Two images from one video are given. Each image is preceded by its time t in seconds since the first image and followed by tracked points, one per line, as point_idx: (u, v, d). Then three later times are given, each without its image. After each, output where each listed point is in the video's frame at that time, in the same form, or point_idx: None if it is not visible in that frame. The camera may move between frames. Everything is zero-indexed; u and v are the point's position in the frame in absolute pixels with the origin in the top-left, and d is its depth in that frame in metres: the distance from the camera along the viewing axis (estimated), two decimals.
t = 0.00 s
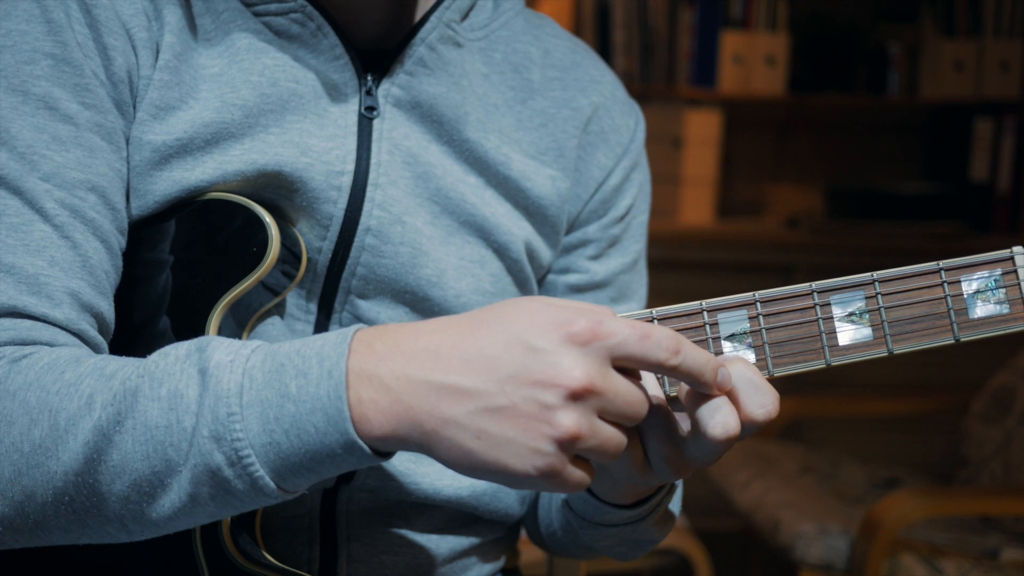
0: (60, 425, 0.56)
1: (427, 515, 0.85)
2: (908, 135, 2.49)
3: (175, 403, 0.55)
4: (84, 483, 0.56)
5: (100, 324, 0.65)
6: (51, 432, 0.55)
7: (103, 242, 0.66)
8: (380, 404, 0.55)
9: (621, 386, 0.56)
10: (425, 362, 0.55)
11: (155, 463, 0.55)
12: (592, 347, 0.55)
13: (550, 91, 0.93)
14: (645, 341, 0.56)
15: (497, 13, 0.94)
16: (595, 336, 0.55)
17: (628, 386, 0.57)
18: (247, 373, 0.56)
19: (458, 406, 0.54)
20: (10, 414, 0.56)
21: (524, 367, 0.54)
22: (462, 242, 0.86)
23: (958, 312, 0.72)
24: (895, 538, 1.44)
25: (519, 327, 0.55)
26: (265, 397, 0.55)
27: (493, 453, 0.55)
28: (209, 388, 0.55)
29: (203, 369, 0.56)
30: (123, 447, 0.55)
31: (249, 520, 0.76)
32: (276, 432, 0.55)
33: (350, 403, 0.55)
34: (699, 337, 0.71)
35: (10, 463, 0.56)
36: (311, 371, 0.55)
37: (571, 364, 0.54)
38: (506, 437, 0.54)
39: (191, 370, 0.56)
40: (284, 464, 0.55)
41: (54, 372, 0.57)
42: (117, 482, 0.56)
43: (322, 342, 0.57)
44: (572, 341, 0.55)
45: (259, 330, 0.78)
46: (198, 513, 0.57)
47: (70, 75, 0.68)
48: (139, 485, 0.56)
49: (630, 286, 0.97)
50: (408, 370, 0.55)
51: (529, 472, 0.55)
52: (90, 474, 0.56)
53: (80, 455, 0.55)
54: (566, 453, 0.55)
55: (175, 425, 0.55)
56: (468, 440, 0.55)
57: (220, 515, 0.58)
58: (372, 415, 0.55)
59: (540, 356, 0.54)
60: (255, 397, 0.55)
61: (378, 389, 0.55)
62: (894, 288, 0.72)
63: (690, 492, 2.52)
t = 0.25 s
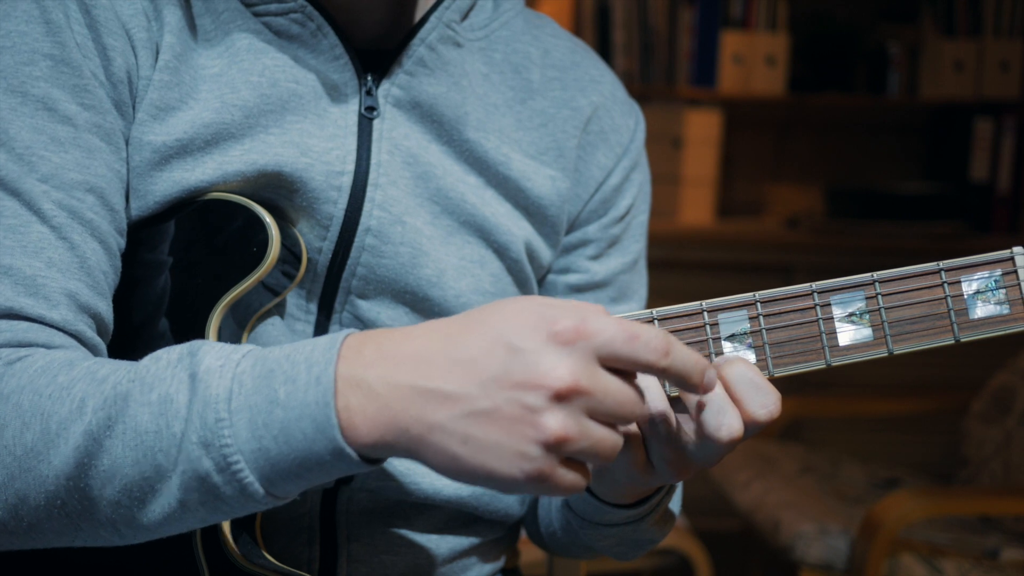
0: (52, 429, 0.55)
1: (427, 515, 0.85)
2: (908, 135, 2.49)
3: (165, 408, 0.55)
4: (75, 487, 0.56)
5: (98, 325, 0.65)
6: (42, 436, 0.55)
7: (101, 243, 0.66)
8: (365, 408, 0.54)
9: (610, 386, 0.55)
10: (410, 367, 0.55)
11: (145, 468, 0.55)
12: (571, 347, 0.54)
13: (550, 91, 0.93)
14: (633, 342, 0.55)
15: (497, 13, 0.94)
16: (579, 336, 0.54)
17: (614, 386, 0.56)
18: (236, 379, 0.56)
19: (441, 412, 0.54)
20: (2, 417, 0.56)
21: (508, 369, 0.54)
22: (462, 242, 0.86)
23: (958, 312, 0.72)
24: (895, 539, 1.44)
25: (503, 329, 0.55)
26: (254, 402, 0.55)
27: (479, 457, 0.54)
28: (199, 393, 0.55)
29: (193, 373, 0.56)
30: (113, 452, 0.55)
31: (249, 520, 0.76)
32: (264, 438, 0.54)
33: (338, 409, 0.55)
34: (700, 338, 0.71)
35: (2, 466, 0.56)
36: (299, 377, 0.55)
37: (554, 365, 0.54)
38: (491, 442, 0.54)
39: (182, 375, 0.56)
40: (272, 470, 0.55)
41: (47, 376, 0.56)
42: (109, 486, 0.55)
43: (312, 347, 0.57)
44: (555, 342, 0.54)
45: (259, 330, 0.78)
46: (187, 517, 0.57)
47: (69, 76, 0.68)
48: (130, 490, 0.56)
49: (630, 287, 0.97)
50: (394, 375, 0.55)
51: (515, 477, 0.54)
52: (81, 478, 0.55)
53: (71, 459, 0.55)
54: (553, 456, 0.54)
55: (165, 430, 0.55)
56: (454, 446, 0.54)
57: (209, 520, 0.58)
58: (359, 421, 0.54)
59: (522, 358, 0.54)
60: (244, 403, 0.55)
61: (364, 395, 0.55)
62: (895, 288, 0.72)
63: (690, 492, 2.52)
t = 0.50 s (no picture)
0: (27, 423, 0.52)
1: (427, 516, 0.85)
2: (907, 135, 2.49)
3: (133, 399, 0.51)
4: (46, 482, 0.52)
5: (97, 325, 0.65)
6: (18, 430, 0.52)
7: (98, 243, 0.66)
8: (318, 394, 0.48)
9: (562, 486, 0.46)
10: (376, 377, 0.47)
11: (110, 460, 0.51)
12: (552, 428, 0.46)
13: (550, 92, 0.93)
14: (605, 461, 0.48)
15: (498, 13, 0.94)
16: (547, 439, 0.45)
17: (567, 484, 0.47)
18: (205, 367, 0.51)
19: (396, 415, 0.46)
20: None
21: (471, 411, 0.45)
22: (462, 243, 0.86)
23: (959, 313, 0.72)
24: (895, 538, 1.44)
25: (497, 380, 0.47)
26: (217, 389, 0.50)
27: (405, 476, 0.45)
28: (167, 381, 0.51)
29: (165, 364, 0.52)
30: (82, 445, 0.51)
31: (250, 520, 0.76)
32: (222, 426, 0.49)
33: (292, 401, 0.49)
34: (700, 338, 0.72)
35: None
36: (263, 365, 0.50)
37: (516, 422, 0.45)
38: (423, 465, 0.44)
39: (155, 365, 0.52)
40: (228, 463, 0.50)
41: (32, 372, 0.54)
42: (77, 481, 0.52)
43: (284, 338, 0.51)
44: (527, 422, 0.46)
45: (258, 330, 0.78)
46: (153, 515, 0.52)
47: (67, 78, 0.68)
48: (98, 484, 0.51)
49: (630, 287, 0.97)
50: (358, 374, 0.48)
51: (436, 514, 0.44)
52: (50, 472, 0.52)
53: (41, 453, 0.52)
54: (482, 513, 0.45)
55: (129, 420, 0.50)
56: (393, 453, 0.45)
57: (177, 520, 0.53)
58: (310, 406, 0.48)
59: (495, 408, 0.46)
60: (208, 391, 0.50)
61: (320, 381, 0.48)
62: (895, 289, 0.72)
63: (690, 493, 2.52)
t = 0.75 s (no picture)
0: (20, 417, 0.53)
1: (427, 516, 0.85)
2: (907, 135, 2.49)
3: (124, 386, 0.51)
4: (44, 475, 0.53)
5: (93, 326, 0.65)
6: (11, 424, 0.53)
7: (95, 243, 0.66)
8: (308, 367, 0.48)
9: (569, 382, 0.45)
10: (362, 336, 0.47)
11: (105, 449, 0.51)
12: (537, 339, 0.45)
13: (550, 92, 0.93)
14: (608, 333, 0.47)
15: (497, 13, 0.94)
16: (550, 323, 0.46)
17: (569, 388, 0.45)
18: (193, 350, 0.52)
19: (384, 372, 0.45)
20: None
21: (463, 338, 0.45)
22: (462, 244, 0.86)
23: (958, 312, 0.72)
24: (895, 538, 1.44)
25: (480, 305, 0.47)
26: (204, 372, 0.50)
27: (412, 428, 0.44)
28: (156, 366, 0.51)
29: (153, 350, 0.52)
30: (75, 435, 0.52)
31: (248, 520, 0.76)
32: (212, 408, 0.50)
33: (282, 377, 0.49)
34: (699, 337, 0.71)
35: None
36: (248, 344, 0.50)
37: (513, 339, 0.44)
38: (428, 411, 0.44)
39: (144, 352, 0.53)
40: (221, 443, 0.50)
41: (25, 366, 0.54)
42: (73, 472, 0.52)
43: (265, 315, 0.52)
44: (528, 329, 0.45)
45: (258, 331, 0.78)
46: (152, 504, 0.53)
47: (66, 77, 0.68)
48: (94, 474, 0.52)
49: (630, 287, 0.97)
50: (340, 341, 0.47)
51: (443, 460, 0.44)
52: (47, 465, 0.53)
53: (36, 446, 0.52)
54: (494, 442, 0.44)
55: (122, 407, 0.51)
56: (391, 412, 0.45)
57: (178, 507, 0.53)
58: (300, 379, 0.48)
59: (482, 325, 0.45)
60: (196, 374, 0.50)
61: (310, 355, 0.48)
62: (895, 288, 0.72)
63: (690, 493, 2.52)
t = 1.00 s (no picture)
0: (24, 420, 0.55)
1: (427, 516, 0.85)
2: (907, 135, 2.49)
3: (130, 390, 0.54)
4: (52, 478, 0.55)
5: (93, 326, 0.65)
6: (16, 427, 0.55)
7: (97, 244, 0.66)
8: (326, 374, 0.53)
9: (577, 338, 0.56)
10: (375, 325, 0.53)
11: (115, 452, 0.54)
12: (540, 312, 0.54)
13: (549, 92, 0.93)
14: (599, 297, 0.57)
15: (497, 13, 0.94)
16: (546, 287, 0.55)
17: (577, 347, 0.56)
18: (196, 355, 0.54)
19: (407, 369, 0.53)
20: None
21: (473, 324, 0.53)
22: (461, 244, 0.86)
23: (957, 311, 0.72)
24: (895, 538, 1.44)
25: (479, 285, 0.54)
26: (213, 376, 0.53)
27: (449, 415, 0.53)
28: (160, 370, 0.53)
29: (154, 353, 0.55)
30: (84, 439, 0.54)
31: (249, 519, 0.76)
32: (225, 412, 0.53)
33: (294, 374, 0.53)
34: (699, 337, 0.71)
35: None
36: (255, 346, 0.53)
37: (521, 319, 0.54)
38: (460, 398, 0.53)
39: (146, 355, 0.55)
40: (235, 444, 0.53)
41: (23, 369, 0.56)
42: (82, 474, 0.55)
43: (267, 318, 0.55)
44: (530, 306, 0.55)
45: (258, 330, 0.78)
46: (164, 503, 0.55)
47: (67, 77, 0.68)
48: (104, 476, 0.55)
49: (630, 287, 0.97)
50: (349, 341, 0.53)
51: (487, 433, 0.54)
52: (55, 468, 0.55)
53: (42, 450, 0.55)
54: (524, 412, 0.54)
55: (130, 412, 0.54)
56: (423, 405, 0.53)
57: (185, 503, 0.56)
58: (317, 385, 0.53)
59: (488, 311, 0.53)
60: (203, 377, 0.53)
61: (321, 359, 0.53)
62: (894, 288, 0.72)
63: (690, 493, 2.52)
